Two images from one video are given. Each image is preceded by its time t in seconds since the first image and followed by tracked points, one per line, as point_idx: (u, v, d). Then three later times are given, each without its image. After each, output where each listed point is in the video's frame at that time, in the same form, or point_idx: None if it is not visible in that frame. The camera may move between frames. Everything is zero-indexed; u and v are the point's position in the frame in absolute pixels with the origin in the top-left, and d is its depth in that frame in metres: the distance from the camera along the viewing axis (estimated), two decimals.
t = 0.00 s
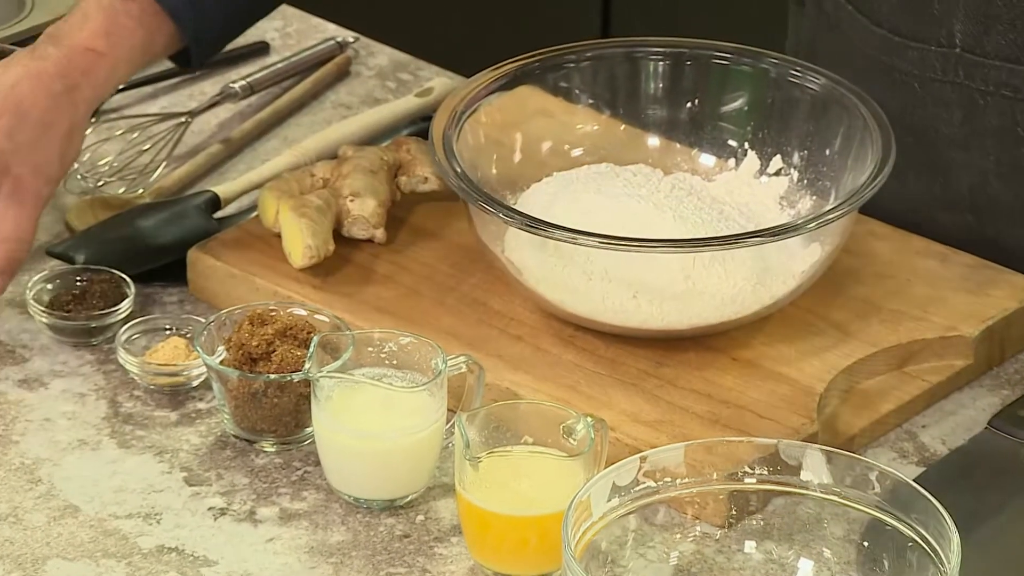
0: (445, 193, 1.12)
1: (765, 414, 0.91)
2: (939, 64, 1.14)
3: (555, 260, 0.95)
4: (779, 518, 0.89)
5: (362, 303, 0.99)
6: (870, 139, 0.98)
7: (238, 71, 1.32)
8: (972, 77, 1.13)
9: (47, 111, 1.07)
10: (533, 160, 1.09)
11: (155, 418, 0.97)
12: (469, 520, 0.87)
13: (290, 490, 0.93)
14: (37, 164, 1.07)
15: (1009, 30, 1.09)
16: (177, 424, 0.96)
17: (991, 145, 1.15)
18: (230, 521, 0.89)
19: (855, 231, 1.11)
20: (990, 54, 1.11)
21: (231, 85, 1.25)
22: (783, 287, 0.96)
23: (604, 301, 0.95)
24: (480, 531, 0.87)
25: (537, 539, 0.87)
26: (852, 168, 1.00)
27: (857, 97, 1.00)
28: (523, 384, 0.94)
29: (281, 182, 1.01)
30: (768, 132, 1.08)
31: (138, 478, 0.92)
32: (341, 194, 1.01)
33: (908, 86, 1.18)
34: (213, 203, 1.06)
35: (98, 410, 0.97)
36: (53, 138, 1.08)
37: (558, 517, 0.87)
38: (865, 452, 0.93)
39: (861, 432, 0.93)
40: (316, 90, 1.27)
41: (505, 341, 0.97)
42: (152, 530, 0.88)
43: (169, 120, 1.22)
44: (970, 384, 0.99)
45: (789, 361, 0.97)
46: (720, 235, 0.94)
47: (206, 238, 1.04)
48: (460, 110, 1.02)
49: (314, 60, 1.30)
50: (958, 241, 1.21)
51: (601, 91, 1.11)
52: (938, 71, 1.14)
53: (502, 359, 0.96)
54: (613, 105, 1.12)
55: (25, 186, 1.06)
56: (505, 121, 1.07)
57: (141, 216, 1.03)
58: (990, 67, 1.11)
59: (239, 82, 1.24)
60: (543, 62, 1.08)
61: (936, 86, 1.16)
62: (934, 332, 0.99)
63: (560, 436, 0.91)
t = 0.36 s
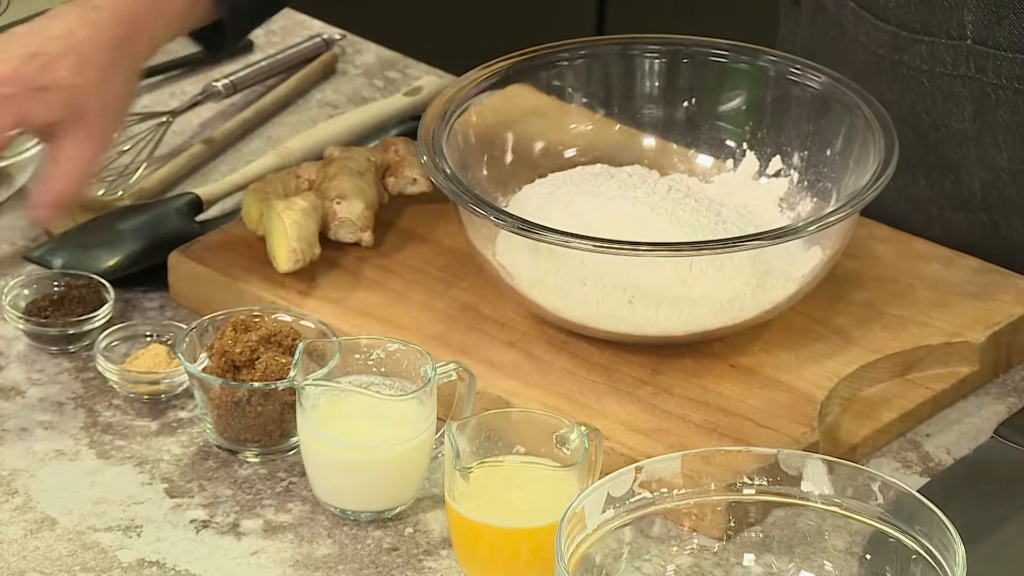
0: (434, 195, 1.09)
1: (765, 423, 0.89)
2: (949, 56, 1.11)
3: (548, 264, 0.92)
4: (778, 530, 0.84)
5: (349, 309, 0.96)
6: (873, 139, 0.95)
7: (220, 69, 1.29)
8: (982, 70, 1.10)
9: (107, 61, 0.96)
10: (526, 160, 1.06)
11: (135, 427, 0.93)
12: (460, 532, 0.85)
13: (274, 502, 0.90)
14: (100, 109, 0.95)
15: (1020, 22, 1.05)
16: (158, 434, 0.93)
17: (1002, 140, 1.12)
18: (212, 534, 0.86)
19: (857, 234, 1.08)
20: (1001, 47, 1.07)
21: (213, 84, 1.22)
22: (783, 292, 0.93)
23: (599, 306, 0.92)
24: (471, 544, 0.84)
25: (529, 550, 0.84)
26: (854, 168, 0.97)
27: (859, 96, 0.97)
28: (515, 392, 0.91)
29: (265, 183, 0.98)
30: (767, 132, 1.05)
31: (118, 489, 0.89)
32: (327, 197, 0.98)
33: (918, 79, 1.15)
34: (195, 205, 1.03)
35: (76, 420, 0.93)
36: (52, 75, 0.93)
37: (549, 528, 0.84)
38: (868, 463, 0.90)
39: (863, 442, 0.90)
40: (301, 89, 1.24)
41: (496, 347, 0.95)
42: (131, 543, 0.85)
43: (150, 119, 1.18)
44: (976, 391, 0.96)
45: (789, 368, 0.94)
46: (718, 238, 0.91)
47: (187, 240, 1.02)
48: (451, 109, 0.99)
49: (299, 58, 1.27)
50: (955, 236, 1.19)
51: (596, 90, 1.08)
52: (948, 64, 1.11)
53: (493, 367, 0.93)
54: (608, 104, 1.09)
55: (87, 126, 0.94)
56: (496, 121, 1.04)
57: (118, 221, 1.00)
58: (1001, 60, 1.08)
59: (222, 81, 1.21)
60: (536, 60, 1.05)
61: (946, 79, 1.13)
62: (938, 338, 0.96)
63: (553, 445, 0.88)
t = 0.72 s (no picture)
0: (422, 202, 1.06)
1: (764, 438, 0.86)
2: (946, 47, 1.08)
3: (540, 275, 0.90)
4: (778, 549, 0.80)
5: (335, 321, 0.93)
6: (874, 146, 0.93)
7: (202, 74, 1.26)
8: (980, 63, 1.06)
9: (167, 95, 0.94)
10: (517, 167, 1.03)
11: (115, 443, 0.90)
12: (449, 551, 0.82)
13: (258, 520, 0.87)
14: (165, 147, 0.93)
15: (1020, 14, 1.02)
16: (138, 449, 0.90)
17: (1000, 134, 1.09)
18: (194, 553, 0.83)
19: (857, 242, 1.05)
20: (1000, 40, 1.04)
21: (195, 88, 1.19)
22: (782, 303, 0.91)
23: (593, 318, 0.89)
24: (461, 563, 0.82)
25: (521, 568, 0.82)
26: (855, 176, 0.94)
27: (860, 101, 0.94)
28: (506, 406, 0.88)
29: (248, 192, 0.95)
30: (765, 138, 1.02)
31: (96, 507, 0.85)
32: (312, 205, 0.95)
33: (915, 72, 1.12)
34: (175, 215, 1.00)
35: (53, 436, 0.90)
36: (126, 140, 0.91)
37: (541, 547, 0.82)
38: (870, 479, 0.88)
39: (864, 458, 0.87)
40: (285, 94, 1.22)
41: (487, 361, 0.92)
42: (110, 564, 0.82)
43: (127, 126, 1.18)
44: (981, 404, 0.93)
45: (789, 382, 0.91)
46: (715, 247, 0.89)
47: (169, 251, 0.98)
48: (439, 114, 0.96)
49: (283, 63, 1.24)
50: (946, 240, 1.17)
51: (589, 94, 1.06)
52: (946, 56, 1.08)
53: (484, 381, 0.90)
54: (602, 110, 1.06)
55: (158, 168, 0.92)
56: (487, 127, 1.01)
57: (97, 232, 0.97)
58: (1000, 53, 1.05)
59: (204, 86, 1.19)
60: (529, 64, 1.02)
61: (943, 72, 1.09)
62: (940, 350, 0.93)
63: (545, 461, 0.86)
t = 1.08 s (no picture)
0: (409, 215, 1.03)
1: (762, 459, 0.83)
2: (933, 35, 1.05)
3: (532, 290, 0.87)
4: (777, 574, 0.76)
5: (319, 338, 0.90)
6: (875, 157, 0.90)
7: (182, 82, 1.23)
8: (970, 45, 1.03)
9: None
10: (507, 179, 1.00)
11: (91, 464, 0.87)
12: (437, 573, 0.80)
13: (239, 544, 0.84)
14: None
15: None
16: (115, 471, 0.87)
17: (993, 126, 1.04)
18: None
19: (859, 255, 1.02)
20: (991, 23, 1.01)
21: (175, 97, 1.16)
22: (780, 319, 0.88)
23: (585, 334, 0.86)
24: None
25: None
26: (856, 188, 0.91)
27: (861, 111, 0.92)
28: (496, 426, 0.85)
29: (230, 204, 0.92)
30: (763, 149, 1.00)
31: (72, 531, 0.82)
32: (296, 218, 0.92)
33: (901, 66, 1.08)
34: (154, 228, 0.97)
35: (27, 456, 0.87)
36: None
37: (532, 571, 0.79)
38: (872, 502, 0.85)
39: (865, 479, 0.85)
40: (267, 103, 1.19)
41: (476, 378, 0.89)
42: None
43: (106, 136, 1.13)
44: (986, 423, 0.90)
45: (788, 400, 0.88)
46: (712, 261, 0.86)
47: (147, 265, 0.95)
48: (428, 124, 0.93)
49: (266, 71, 1.21)
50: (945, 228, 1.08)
51: (582, 104, 1.03)
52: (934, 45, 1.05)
53: (474, 400, 0.87)
54: (595, 119, 1.03)
55: None
56: (476, 137, 0.99)
57: (74, 244, 0.94)
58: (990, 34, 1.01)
59: (183, 95, 1.16)
60: (519, 73, 1.00)
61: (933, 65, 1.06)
62: (945, 367, 0.90)
63: (537, 482, 0.83)
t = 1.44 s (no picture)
0: (391, 228, 1.00)
1: (757, 480, 0.80)
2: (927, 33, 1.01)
3: (518, 306, 0.84)
4: None
5: (297, 355, 0.87)
6: (872, 168, 0.87)
7: (157, 91, 1.20)
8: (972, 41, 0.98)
9: None
10: (493, 192, 0.97)
11: (62, 487, 0.84)
12: None
13: (216, 569, 0.80)
14: None
15: None
16: (87, 494, 0.84)
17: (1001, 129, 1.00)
18: None
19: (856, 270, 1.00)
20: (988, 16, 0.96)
21: (148, 107, 1.13)
22: (775, 335, 0.85)
23: (573, 351, 0.84)
24: None
25: None
26: (853, 201, 0.89)
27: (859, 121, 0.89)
28: (481, 446, 0.82)
29: (207, 217, 0.89)
30: (757, 160, 0.97)
31: (41, 556, 0.79)
32: (274, 231, 0.89)
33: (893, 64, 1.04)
34: (127, 242, 0.95)
35: None
36: None
37: None
38: (872, 525, 0.82)
39: (864, 501, 0.82)
40: (244, 113, 1.16)
41: (461, 397, 0.86)
42: None
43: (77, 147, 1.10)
44: (988, 443, 0.87)
45: (783, 420, 0.85)
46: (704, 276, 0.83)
47: (120, 281, 0.92)
48: (411, 134, 0.91)
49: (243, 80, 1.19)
50: (947, 245, 1.05)
51: (570, 113, 1.00)
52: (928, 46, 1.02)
53: (459, 420, 0.84)
54: (584, 130, 1.01)
55: None
56: (461, 147, 0.96)
57: (43, 259, 0.91)
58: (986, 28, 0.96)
59: (157, 105, 1.13)
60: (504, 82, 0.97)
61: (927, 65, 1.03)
62: (945, 385, 0.87)
63: (525, 505, 0.79)
